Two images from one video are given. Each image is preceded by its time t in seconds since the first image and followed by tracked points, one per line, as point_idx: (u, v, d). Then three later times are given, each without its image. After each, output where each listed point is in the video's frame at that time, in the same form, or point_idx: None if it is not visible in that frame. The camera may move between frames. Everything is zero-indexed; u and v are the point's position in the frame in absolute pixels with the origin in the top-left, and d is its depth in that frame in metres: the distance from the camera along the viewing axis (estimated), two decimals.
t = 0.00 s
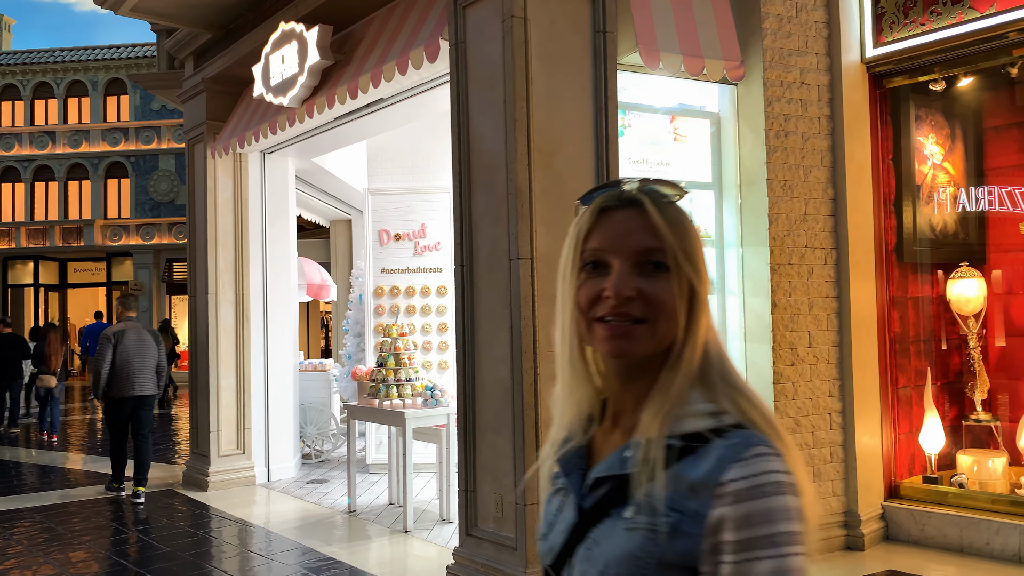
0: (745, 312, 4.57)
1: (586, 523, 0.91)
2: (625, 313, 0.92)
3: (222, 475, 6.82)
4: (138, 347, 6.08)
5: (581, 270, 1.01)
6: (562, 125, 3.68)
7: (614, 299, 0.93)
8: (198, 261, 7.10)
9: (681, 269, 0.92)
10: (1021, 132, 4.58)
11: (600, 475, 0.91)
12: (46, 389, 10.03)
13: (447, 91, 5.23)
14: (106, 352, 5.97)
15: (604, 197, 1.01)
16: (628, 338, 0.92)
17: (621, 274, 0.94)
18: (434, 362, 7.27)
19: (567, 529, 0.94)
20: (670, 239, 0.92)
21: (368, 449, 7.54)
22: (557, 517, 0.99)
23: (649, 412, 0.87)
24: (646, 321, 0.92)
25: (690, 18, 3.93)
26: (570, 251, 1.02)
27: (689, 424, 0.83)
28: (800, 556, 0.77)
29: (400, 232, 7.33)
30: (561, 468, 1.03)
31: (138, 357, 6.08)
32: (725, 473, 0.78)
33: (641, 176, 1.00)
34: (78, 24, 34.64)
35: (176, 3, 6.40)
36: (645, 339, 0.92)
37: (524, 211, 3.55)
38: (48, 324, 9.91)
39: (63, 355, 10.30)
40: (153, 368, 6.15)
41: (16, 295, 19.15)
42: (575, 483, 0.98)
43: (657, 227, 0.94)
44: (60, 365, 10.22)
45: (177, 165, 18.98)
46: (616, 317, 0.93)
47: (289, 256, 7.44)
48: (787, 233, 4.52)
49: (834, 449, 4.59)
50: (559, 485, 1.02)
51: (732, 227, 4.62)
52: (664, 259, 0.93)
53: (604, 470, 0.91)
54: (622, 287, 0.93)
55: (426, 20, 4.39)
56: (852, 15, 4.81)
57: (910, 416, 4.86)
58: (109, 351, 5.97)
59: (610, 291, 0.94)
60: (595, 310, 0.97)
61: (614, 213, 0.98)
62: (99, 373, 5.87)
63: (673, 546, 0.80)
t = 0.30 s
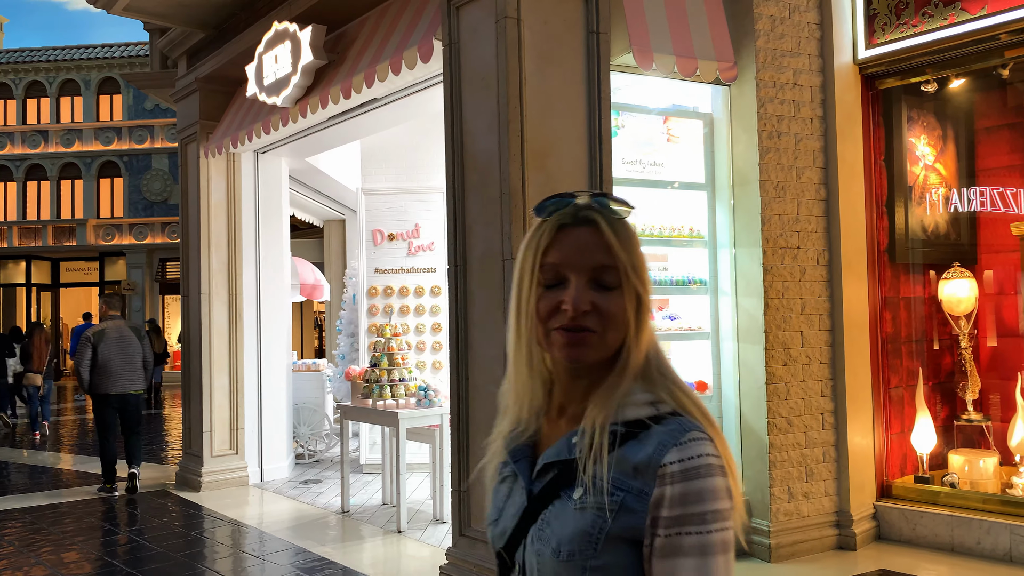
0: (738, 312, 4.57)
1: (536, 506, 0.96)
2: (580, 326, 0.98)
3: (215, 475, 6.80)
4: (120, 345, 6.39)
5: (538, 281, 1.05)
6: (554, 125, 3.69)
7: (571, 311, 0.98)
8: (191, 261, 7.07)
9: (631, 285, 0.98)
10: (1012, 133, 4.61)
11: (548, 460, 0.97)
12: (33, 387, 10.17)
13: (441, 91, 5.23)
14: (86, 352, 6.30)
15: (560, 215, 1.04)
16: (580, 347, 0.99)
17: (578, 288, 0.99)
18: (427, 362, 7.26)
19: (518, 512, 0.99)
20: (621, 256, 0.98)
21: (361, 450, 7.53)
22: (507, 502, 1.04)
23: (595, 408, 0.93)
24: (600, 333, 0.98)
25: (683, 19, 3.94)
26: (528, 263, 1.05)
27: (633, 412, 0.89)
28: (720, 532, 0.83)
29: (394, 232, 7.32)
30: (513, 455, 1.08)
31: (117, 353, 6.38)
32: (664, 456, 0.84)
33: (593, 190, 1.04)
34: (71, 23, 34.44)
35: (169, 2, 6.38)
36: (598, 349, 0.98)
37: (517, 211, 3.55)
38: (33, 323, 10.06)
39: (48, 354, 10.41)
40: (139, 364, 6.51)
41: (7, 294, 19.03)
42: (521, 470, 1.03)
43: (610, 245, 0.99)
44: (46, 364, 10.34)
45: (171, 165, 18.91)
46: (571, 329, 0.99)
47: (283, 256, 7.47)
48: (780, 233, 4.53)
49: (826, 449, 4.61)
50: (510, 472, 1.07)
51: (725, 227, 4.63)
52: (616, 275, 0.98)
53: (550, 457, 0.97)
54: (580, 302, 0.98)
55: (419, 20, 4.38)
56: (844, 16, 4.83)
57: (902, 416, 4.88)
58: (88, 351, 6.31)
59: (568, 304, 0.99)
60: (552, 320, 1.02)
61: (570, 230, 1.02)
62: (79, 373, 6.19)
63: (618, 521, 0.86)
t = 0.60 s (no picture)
0: (733, 312, 4.57)
1: (574, 512, 1.03)
2: (565, 323, 1.10)
3: (209, 475, 6.79)
4: (112, 346, 6.39)
5: (515, 288, 1.15)
6: (552, 125, 3.69)
7: (553, 310, 1.10)
8: (185, 260, 7.05)
9: (605, 278, 1.11)
10: (1006, 134, 4.63)
11: (575, 467, 1.05)
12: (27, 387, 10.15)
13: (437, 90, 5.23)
14: (81, 353, 6.32)
15: (529, 221, 1.16)
16: (567, 342, 1.10)
17: (557, 288, 1.10)
18: (423, 362, 7.27)
19: (545, 520, 1.04)
20: (592, 253, 1.11)
21: (356, 449, 7.53)
22: (518, 512, 1.07)
23: (610, 408, 1.07)
24: (584, 326, 1.10)
25: (679, 20, 3.95)
26: (503, 271, 1.16)
27: (646, 410, 1.08)
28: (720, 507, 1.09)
29: (389, 231, 7.31)
30: (511, 464, 1.10)
31: (111, 355, 6.40)
32: (689, 446, 1.06)
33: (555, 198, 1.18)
34: (66, 21, 34.32)
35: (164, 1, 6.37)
36: (584, 341, 1.11)
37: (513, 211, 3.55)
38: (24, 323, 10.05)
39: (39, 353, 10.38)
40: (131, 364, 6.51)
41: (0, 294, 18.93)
42: (535, 477, 1.07)
43: (581, 243, 1.12)
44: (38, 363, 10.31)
45: (165, 164, 18.85)
46: (556, 327, 1.10)
47: (277, 255, 7.42)
48: (775, 233, 4.53)
49: (821, 449, 4.61)
50: (512, 482, 1.09)
51: (721, 227, 4.64)
52: (590, 271, 1.11)
53: (577, 462, 1.05)
54: (560, 300, 1.10)
55: (415, 20, 4.38)
56: (839, 17, 4.84)
57: (897, 417, 4.90)
58: (83, 352, 6.32)
59: (549, 304, 1.10)
60: (537, 323, 1.12)
61: (540, 235, 1.14)
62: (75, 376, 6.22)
63: (659, 510, 1.03)
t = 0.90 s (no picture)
0: (730, 312, 4.58)
1: (612, 510, 1.07)
2: (574, 316, 1.09)
3: (206, 475, 6.77)
4: (117, 346, 6.66)
5: (523, 279, 1.12)
6: (550, 125, 3.69)
7: (562, 304, 1.09)
8: (182, 260, 7.04)
9: (618, 273, 1.13)
10: (1002, 135, 4.64)
11: (607, 465, 1.09)
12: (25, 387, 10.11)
13: (434, 90, 5.23)
14: (87, 353, 6.57)
15: (541, 214, 1.15)
16: (576, 336, 1.09)
17: (568, 281, 1.10)
18: (420, 362, 7.26)
19: (585, 521, 1.06)
20: (605, 248, 1.12)
21: (353, 449, 7.53)
22: (552, 518, 1.04)
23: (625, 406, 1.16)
24: (593, 321, 1.10)
25: (676, 21, 3.95)
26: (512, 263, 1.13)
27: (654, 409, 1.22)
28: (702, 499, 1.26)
29: (386, 231, 7.30)
30: (542, 467, 1.06)
31: (117, 353, 6.68)
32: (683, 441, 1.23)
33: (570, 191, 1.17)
34: (61, 21, 34.25)
35: None
36: (591, 335, 1.10)
37: (511, 210, 3.54)
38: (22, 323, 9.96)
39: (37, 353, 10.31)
40: (132, 364, 6.74)
41: None
42: (569, 479, 1.06)
43: (594, 237, 1.12)
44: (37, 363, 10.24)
45: (161, 163, 18.81)
46: (565, 320, 1.09)
47: (274, 255, 7.41)
48: (772, 233, 4.53)
49: (818, 449, 4.62)
50: (543, 487, 1.05)
51: (718, 228, 4.64)
52: (602, 265, 1.12)
53: (605, 460, 1.10)
54: (570, 293, 1.09)
55: (413, 20, 4.37)
56: (836, 17, 4.85)
57: (893, 417, 4.91)
58: (89, 351, 6.59)
59: (559, 297, 1.09)
60: (543, 317, 1.10)
61: (554, 226, 1.13)
62: (81, 373, 6.46)
63: (676, 501, 1.14)
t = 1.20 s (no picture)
0: (727, 312, 4.59)
1: (637, 520, 1.03)
2: (582, 329, 1.06)
3: (202, 475, 6.76)
4: (116, 347, 6.84)
5: (537, 281, 1.09)
6: (547, 125, 3.69)
7: (573, 315, 1.06)
8: (179, 260, 7.03)
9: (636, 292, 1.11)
10: (998, 135, 4.65)
11: (624, 474, 1.07)
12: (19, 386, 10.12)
13: (431, 90, 5.23)
14: (87, 355, 6.75)
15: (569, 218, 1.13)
16: (576, 351, 1.06)
17: (582, 292, 1.07)
18: (417, 362, 7.26)
19: (612, 536, 1.01)
20: (629, 266, 1.10)
21: (350, 449, 7.52)
22: (577, 538, 0.99)
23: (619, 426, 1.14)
24: (598, 337, 1.08)
25: (673, 20, 3.95)
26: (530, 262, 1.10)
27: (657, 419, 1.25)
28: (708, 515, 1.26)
29: (383, 231, 7.30)
30: (557, 484, 1.00)
31: (116, 354, 6.84)
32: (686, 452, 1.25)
33: (600, 202, 1.16)
34: (57, 20, 34.20)
35: None
36: (594, 352, 1.07)
37: (508, 210, 3.54)
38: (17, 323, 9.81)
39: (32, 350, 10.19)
40: (132, 365, 6.90)
41: None
42: (589, 493, 1.02)
43: (620, 252, 1.10)
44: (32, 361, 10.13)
45: (157, 163, 18.79)
46: (572, 332, 1.06)
47: (270, 255, 7.39)
48: (769, 233, 4.53)
49: (815, 448, 4.62)
50: (562, 505, 1.00)
51: (715, 227, 4.65)
52: (621, 282, 1.10)
53: (622, 470, 1.07)
54: (583, 305, 1.06)
55: (410, 19, 4.36)
56: (833, 17, 4.86)
57: (890, 417, 4.92)
58: (90, 352, 6.77)
59: (570, 307, 1.06)
60: (549, 323, 1.07)
61: (580, 233, 1.11)
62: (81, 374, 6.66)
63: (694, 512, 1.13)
